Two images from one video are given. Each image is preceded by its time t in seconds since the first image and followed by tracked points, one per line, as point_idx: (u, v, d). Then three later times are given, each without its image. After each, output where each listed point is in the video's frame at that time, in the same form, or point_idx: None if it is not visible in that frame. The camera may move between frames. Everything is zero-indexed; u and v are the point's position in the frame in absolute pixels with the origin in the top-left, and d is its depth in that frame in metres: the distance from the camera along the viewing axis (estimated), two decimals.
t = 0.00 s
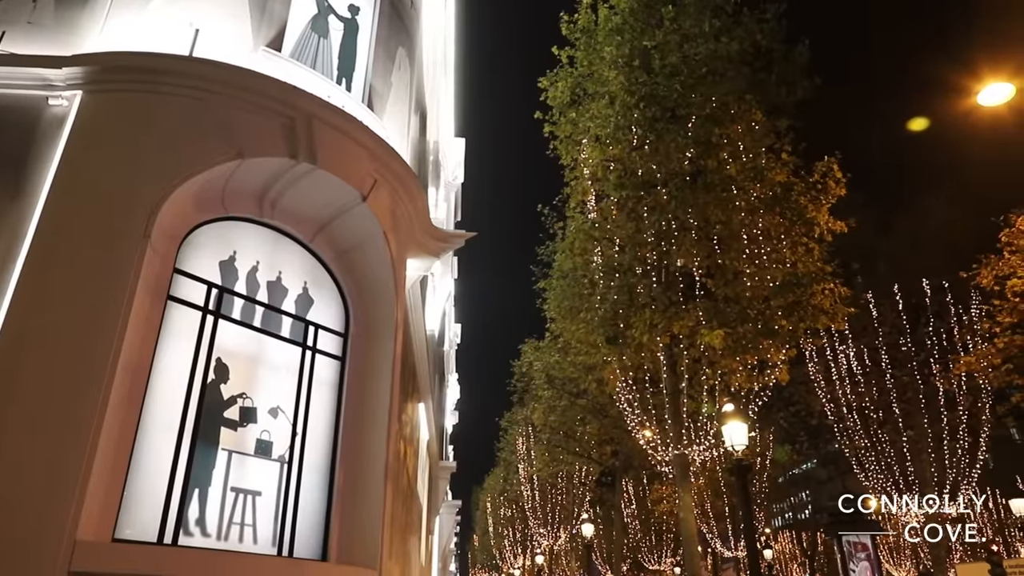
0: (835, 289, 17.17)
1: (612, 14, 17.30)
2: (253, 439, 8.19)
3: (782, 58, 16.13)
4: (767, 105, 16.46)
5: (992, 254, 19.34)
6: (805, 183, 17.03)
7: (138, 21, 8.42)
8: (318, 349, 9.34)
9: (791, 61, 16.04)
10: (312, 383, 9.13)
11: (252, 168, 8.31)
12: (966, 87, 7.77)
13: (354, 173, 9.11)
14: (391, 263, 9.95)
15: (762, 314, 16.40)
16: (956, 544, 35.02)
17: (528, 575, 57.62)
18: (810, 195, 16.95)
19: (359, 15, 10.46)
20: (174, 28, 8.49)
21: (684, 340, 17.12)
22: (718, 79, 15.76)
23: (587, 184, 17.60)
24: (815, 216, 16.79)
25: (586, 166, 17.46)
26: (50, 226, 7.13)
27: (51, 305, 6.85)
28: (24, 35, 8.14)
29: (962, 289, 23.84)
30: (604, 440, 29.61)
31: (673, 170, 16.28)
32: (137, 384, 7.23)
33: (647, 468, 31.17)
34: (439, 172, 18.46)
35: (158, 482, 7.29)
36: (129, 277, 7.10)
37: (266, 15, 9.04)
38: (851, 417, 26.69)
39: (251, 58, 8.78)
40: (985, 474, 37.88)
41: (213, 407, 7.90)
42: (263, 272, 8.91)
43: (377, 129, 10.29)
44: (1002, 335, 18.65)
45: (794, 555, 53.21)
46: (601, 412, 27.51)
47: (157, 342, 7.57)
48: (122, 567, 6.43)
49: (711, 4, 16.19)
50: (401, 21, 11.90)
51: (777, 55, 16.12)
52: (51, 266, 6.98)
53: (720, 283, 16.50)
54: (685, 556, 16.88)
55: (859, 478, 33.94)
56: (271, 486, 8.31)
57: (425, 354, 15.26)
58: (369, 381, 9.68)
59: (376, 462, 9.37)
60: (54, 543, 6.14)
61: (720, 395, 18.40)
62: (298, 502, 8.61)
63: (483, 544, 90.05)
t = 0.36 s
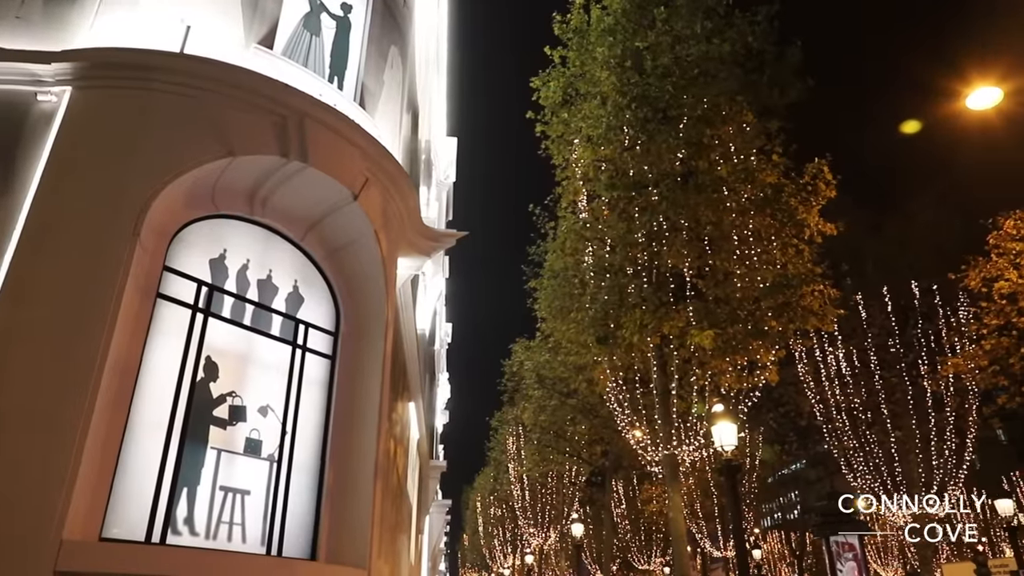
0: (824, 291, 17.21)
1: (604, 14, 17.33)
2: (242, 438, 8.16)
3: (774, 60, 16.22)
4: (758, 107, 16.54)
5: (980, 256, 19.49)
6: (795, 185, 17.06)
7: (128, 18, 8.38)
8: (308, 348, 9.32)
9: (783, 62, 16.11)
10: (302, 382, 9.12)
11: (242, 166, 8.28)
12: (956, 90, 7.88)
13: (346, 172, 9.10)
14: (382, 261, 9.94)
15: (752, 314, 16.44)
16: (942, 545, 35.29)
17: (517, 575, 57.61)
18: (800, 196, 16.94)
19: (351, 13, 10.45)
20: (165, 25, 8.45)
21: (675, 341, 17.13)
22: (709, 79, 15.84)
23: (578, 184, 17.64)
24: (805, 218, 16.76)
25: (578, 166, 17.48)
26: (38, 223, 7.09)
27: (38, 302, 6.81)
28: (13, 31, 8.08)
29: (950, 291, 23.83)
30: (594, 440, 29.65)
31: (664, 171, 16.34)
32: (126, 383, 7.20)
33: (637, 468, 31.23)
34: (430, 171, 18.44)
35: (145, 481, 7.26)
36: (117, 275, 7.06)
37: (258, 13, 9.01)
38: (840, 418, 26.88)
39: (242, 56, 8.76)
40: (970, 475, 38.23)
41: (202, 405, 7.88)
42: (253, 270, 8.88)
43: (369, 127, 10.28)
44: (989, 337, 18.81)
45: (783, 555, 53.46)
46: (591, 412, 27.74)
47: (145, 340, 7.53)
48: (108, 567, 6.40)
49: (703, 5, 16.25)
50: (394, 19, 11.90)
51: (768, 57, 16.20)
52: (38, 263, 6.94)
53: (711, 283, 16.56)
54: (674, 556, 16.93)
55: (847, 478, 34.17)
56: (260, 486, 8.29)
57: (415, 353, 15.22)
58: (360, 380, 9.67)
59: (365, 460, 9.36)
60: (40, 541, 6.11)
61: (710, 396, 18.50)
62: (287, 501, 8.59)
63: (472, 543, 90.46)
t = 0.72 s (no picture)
0: (812, 292, 17.23)
1: (595, 14, 17.34)
2: (229, 436, 8.12)
3: (763, 61, 16.39)
4: (747, 108, 16.62)
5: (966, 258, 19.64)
6: (784, 186, 17.07)
7: (117, 12, 8.32)
8: (296, 346, 9.29)
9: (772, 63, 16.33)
10: (290, 380, 9.09)
11: (231, 163, 8.25)
12: (942, 93, 7.93)
13: (335, 170, 9.09)
14: (370, 260, 9.92)
15: (740, 315, 16.48)
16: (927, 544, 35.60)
17: (504, 574, 57.59)
18: (789, 198, 16.98)
19: (341, 11, 10.40)
20: (153, 20, 8.41)
21: (663, 341, 17.16)
22: (700, 80, 15.94)
23: (568, 184, 17.64)
24: (794, 220, 16.83)
25: (568, 166, 17.49)
26: (24, 218, 7.03)
27: (23, 298, 6.75)
28: None
29: (936, 293, 24.02)
30: (582, 439, 29.67)
31: (653, 172, 16.36)
32: (112, 380, 7.15)
33: (624, 468, 31.29)
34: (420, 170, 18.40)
35: (131, 479, 7.22)
36: (104, 271, 7.02)
37: (248, 9, 8.96)
38: (826, 418, 27.09)
39: (232, 52, 8.72)
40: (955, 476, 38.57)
41: (189, 403, 7.84)
42: (241, 267, 8.83)
43: (359, 125, 10.25)
44: (973, 339, 18.97)
45: (769, 555, 53.69)
46: (580, 412, 27.80)
47: (132, 337, 7.48)
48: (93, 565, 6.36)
49: (694, 6, 16.29)
50: (384, 17, 11.86)
51: (758, 59, 16.41)
52: (24, 259, 6.88)
53: (699, 283, 16.60)
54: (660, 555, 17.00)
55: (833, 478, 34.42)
56: (247, 484, 8.26)
57: (403, 352, 15.18)
58: (347, 378, 9.65)
59: (353, 458, 9.34)
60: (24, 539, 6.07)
61: (697, 396, 18.58)
62: (274, 500, 8.56)
63: (460, 542, 90.50)
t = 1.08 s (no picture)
0: (798, 293, 17.29)
1: (584, 14, 17.37)
2: (214, 433, 8.08)
3: (751, 64, 16.54)
4: (735, 110, 16.72)
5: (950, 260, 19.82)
6: (771, 188, 17.13)
7: (102, 6, 8.24)
8: (282, 344, 9.26)
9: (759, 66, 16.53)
10: (276, 377, 9.05)
11: (218, 159, 8.21)
12: (928, 98, 8.16)
13: (322, 168, 9.07)
14: (357, 257, 9.91)
15: (726, 316, 16.55)
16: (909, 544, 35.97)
17: (490, 572, 57.66)
18: (775, 199, 17.04)
19: (330, 7, 10.36)
20: (140, 14, 8.33)
21: (649, 341, 17.24)
22: (688, 81, 16.00)
23: (556, 183, 17.66)
24: (780, 220, 16.88)
25: (556, 165, 17.51)
26: (6, 212, 6.96)
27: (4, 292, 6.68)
28: None
29: (920, 295, 24.25)
30: (568, 439, 29.73)
31: (641, 172, 16.40)
32: (96, 375, 7.10)
33: (610, 467, 31.38)
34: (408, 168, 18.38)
35: (114, 476, 7.16)
36: (88, 265, 6.97)
37: (236, 4, 8.91)
38: (811, 419, 27.28)
39: (219, 48, 8.67)
40: (936, 476, 39.01)
41: (174, 399, 7.79)
42: (227, 264, 8.78)
43: (346, 123, 10.22)
44: (956, 340, 19.19)
45: (753, 555, 54.03)
46: (566, 411, 27.89)
47: (116, 333, 7.42)
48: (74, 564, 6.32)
49: (683, 8, 16.35)
50: (373, 14, 11.83)
51: (745, 61, 16.54)
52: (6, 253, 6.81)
53: (686, 284, 16.66)
54: (645, 553, 17.09)
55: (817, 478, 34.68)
56: (232, 482, 8.21)
57: (390, 350, 15.16)
58: (333, 375, 9.64)
59: (339, 455, 9.34)
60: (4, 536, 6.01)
61: (683, 396, 18.61)
62: (258, 498, 8.53)
63: (447, 539, 90.94)
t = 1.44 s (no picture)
0: (782, 294, 17.32)
1: (572, 14, 17.38)
2: (197, 431, 8.03)
3: (738, 65, 16.71)
4: (721, 111, 16.80)
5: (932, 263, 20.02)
6: (756, 189, 17.22)
7: None
8: (266, 341, 9.21)
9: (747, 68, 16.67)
10: (259, 374, 9.00)
11: (203, 154, 8.15)
12: (912, 101, 8.29)
13: (309, 164, 9.04)
14: (343, 255, 9.88)
15: (711, 316, 16.60)
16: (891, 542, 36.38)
17: (474, 571, 57.60)
18: (760, 201, 17.13)
19: (317, 3, 10.30)
20: (124, 6, 8.24)
21: (635, 341, 17.30)
22: (675, 82, 16.05)
23: (542, 183, 17.65)
24: (765, 222, 16.95)
25: (542, 164, 17.50)
26: None
27: None
28: None
29: (903, 297, 24.61)
30: (553, 438, 29.73)
31: (628, 172, 16.44)
32: (77, 372, 7.03)
33: (595, 466, 31.42)
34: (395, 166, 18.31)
35: (95, 473, 7.10)
36: (70, 260, 6.90)
37: None
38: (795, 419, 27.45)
39: (204, 42, 8.60)
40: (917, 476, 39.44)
41: (157, 396, 7.73)
42: (212, 260, 8.72)
43: (333, 119, 10.18)
44: (937, 342, 19.41)
45: (737, 553, 54.40)
46: (552, 410, 27.97)
47: (98, 328, 7.34)
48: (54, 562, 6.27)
49: (671, 9, 16.39)
50: (361, 11, 11.79)
51: (733, 62, 16.70)
52: None
53: (671, 284, 16.70)
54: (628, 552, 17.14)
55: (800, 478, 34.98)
56: (214, 479, 8.17)
57: (375, 349, 15.10)
58: (318, 373, 9.61)
59: (323, 452, 9.32)
60: None
61: (668, 395, 18.68)
62: (241, 496, 8.49)
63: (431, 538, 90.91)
